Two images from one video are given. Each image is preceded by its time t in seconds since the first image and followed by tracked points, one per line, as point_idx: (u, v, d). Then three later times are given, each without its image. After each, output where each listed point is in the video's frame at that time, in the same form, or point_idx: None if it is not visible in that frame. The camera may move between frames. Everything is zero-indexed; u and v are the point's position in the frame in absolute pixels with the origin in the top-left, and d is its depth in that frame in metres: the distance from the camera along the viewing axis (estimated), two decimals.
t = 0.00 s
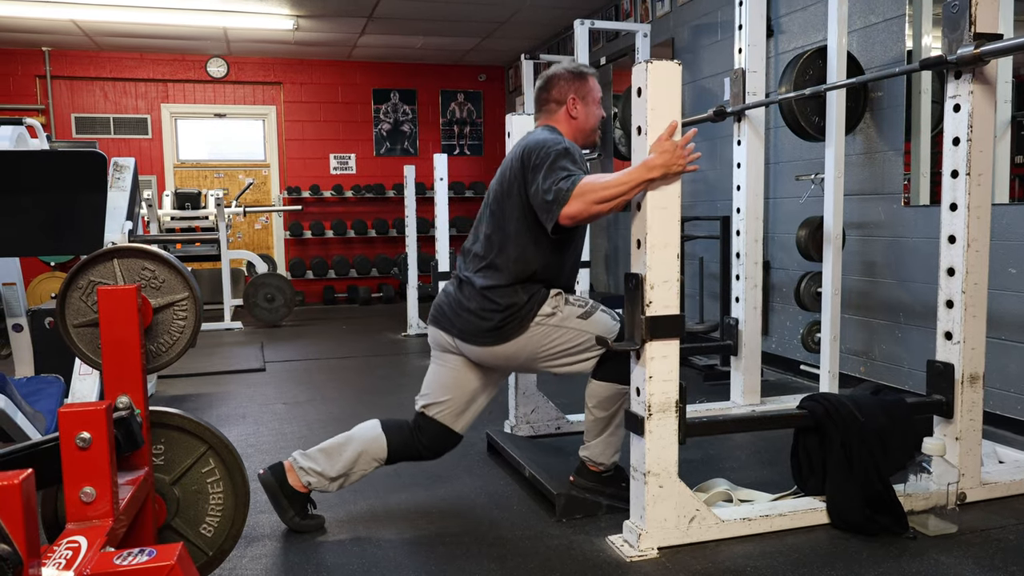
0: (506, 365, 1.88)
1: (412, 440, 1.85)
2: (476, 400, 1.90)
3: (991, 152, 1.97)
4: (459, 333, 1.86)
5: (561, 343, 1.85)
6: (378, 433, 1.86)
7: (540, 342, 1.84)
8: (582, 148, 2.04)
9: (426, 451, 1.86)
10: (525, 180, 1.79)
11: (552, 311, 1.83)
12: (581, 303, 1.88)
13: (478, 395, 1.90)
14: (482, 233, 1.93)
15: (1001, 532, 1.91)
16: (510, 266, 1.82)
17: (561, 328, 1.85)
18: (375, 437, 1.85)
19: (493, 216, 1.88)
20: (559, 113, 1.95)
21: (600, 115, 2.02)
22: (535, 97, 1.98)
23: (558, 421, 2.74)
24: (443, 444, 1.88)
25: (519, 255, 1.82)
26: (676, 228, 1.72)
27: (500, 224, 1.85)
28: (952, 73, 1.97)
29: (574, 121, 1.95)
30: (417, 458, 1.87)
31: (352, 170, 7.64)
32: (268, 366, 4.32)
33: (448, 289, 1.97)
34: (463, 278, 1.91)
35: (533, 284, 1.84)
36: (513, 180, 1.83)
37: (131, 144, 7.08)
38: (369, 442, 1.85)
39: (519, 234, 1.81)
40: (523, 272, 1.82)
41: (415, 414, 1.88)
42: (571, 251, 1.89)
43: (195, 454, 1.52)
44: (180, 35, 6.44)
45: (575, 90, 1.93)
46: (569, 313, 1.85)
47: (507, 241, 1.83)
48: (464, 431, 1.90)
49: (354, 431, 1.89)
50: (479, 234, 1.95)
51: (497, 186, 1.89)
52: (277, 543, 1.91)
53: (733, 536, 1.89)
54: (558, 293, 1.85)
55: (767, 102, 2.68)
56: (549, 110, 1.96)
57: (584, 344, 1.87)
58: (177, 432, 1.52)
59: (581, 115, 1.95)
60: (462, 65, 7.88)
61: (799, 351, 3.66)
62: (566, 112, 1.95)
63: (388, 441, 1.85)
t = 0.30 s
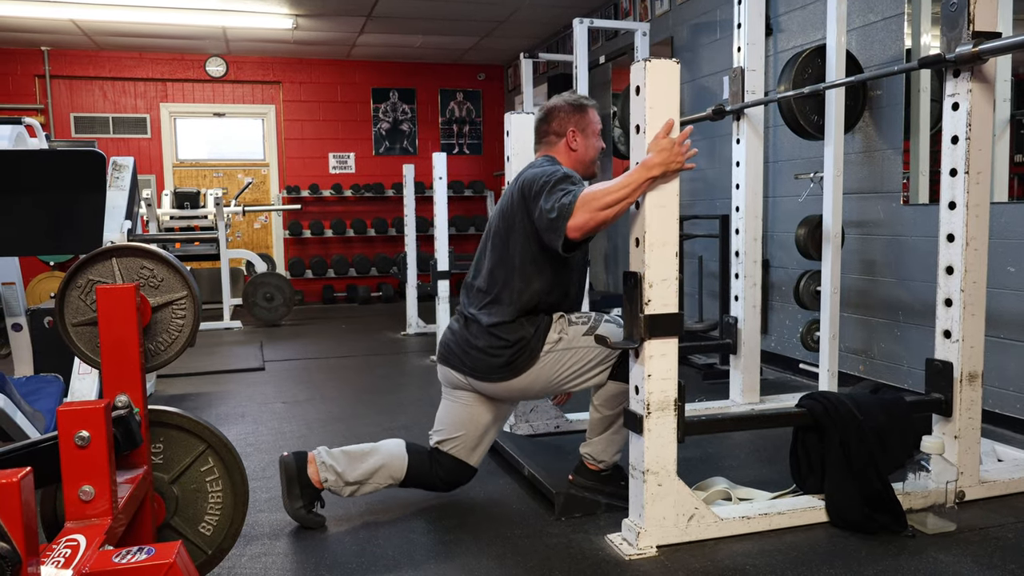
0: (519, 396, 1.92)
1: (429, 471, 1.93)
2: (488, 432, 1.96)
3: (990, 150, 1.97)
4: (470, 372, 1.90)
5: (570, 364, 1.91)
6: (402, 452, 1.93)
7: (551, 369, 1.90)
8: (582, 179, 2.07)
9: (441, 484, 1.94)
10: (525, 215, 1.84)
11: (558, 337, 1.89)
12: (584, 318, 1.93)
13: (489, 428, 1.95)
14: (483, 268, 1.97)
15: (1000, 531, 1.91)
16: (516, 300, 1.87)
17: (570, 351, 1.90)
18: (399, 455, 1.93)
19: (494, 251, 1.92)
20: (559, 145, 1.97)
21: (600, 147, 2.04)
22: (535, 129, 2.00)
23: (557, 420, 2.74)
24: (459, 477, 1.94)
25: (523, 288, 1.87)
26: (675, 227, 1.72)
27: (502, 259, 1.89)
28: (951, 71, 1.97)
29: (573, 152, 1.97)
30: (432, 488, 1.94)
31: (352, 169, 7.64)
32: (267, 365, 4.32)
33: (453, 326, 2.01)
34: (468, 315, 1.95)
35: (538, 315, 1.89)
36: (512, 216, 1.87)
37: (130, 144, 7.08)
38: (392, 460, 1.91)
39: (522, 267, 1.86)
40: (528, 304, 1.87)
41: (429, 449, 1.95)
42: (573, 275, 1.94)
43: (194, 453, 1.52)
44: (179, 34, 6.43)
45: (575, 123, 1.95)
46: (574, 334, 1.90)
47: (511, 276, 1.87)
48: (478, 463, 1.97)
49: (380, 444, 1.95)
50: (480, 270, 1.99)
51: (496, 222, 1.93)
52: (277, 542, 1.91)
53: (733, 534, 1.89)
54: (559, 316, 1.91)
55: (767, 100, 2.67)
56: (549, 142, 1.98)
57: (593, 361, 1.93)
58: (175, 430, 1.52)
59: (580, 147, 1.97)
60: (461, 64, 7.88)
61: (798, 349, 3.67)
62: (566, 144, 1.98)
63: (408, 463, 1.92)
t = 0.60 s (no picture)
0: (518, 389, 1.89)
1: (426, 465, 1.87)
2: (488, 425, 1.90)
3: (989, 150, 1.98)
4: (469, 363, 1.86)
5: (571, 359, 1.89)
6: (397, 448, 1.89)
7: (552, 362, 1.87)
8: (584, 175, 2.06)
9: (437, 476, 1.88)
10: (527, 208, 1.81)
11: (560, 331, 1.86)
12: (586, 315, 1.90)
13: (489, 420, 1.89)
14: (484, 261, 1.94)
15: (1000, 530, 1.91)
16: (518, 293, 1.83)
17: (571, 346, 1.88)
18: (394, 452, 1.89)
19: (495, 245, 1.90)
20: (560, 140, 1.97)
21: (601, 142, 2.03)
22: (535, 125, 2.00)
23: (557, 420, 2.74)
24: (455, 469, 1.88)
25: (525, 280, 1.83)
26: (675, 227, 1.72)
27: (502, 252, 1.87)
28: (949, 71, 1.97)
29: (574, 147, 1.97)
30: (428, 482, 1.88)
31: (351, 170, 7.65)
32: (267, 365, 4.31)
33: (453, 320, 1.97)
34: (469, 308, 1.92)
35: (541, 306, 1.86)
36: (513, 209, 1.85)
37: (129, 144, 7.08)
38: (387, 457, 1.88)
39: (524, 259, 1.83)
40: (530, 296, 1.83)
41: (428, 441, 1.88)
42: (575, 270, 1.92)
43: (193, 453, 1.52)
44: (178, 34, 6.43)
45: (575, 117, 1.95)
46: (576, 330, 1.88)
47: (512, 268, 1.84)
48: (477, 457, 1.90)
49: (373, 442, 1.91)
50: (481, 263, 1.95)
51: (497, 216, 1.91)
52: (277, 543, 1.91)
53: (733, 534, 1.89)
54: (562, 311, 1.88)
55: (766, 99, 2.68)
56: (549, 137, 1.98)
57: (591, 360, 1.91)
58: (175, 431, 1.52)
59: (581, 141, 1.97)
60: (461, 65, 7.88)
61: (798, 349, 3.67)
62: (566, 139, 1.97)
63: (405, 459, 1.87)
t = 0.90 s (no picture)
0: (501, 331, 1.85)
1: (402, 405, 1.85)
2: (470, 361, 1.90)
3: (990, 152, 1.98)
4: (455, 292, 1.85)
5: (558, 317, 1.83)
6: (367, 411, 1.84)
7: (536, 311, 1.81)
8: (578, 110, 2.03)
9: (415, 413, 1.86)
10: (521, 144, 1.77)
11: (550, 283, 1.81)
12: (580, 285, 1.87)
13: (472, 357, 1.90)
14: (480, 194, 1.90)
15: (1001, 532, 1.91)
16: (509, 229, 1.80)
17: (558, 303, 1.82)
18: (365, 415, 1.84)
19: (489, 180, 1.86)
20: (554, 74, 1.93)
21: (595, 76, 2.00)
22: (529, 61, 1.96)
23: (557, 423, 2.74)
24: (434, 406, 1.87)
25: (517, 216, 1.80)
26: (675, 227, 1.72)
27: (496, 188, 1.84)
28: (949, 72, 1.97)
29: (569, 81, 1.94)
30: (410, 421, 1.86)
31: (352, 173, 7.65)
32: (267, 368, 4.31)
33: (446, 250, 1.95)
34: (461, 239, 1.90)
35: (533, 248, 1.81)
36: (507, 143, 1.81)
37: (130, 147, 7.08)
38: (361, 423, 1.84)
39: (516, 197, 1.80)
40: (521, 235, 1.79)
41: (408, 373, 1.87)
42: (570, 216, 1.87)
43: (194, 457, 1.52)
44: (179, 38, 6.44)
45: (568, 51, 1.91)
46: (567, 290, 1.83)
47: (505, 204, 1.81)
48: (456, 392, 1.90)
49: (343, 416, 1.87)
50: (478, 196, 1.92)
51: (494, 149, 1.87)
52: (277, 545, 1.91)
53: (733, 537, 1.89)
54: (557, 268, 1.82)
55: (766, 102, 2.68)
56: (543, 72, 1.94)
57: (577, 322, 1.85)
58: (175, 434, 1.52)
59: (575, 75, 1.94)
60: (461, 68, 7.89)
61: (799, 351, 3.67)
62: (561, 73, 1.94)
63: (378, 417, 1.84)
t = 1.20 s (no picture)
0: (497, 328, 1.85)
1: (399, 400, 1.85)
2: (467, 357, 1.90)
3: (990, 151, 1.98)
4: (452, 288, 1.85)
5: (555, 314, 1.82)
6: (364, 410, 1.85)
7: (532, 307, 1.81)
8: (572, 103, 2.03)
9: (412, 409, 1.86)
10: (518, 141, 1.77)
11: (547, 279, 1.81)
12: (576, 283, 1.86)
13: (469, 352, 1.90)
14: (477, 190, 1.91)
15: (1002, 532, 1.91)
16: (507, 226, 1.80)
17: (554, 300, 1.82)
18: (363, 415, 1.84)
19: (486, 176, 1.87)
20: (547, 66, 1.93)
21: (589, 68, 2.00)
22: (522, 54, 1.95)
23: (558, 423, 2.74)
24: (431, 401, 1.87)
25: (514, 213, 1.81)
26: (676, 227, 1.72)
27: (493, 185, 1.84)
28: (949, 72, 1.98)
29: (562, 74, 1.93)
30: (406, 417, 1.87)
31: (352, 173, 7.66)
32: (268, 369, 4.32)
33: (443, 246, 1.95)
34: (458, 235, 1.90)
35: (531, 246, 1.81)
36: (504, 140, 1.81)
37: (131, 148, 7.09)
38: (359, 422, 1.84)
39: (513, 194, 1.80)
40: (518, 232, 1.80)
41: (404, 368, 1.88)
42: (567, 214, 1.87)
43: (196, 457, 1.52)
44: (179, 38, 6.44)
45: (561, 43, 1.90)
46: (563, 287, 1.83)
47: (503, 200, 1.82)
48: (453, 388, 1.91)
49: (341, 416, 1.87)
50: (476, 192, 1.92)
51: (490, 145, 1.87)
52: (278, 546, 1.91)
53: (734, 537, 1.89)
54: (554, 266, 1.82)
55: (766, 102, 2.68)
56: (537, 64, 1.94)
57: (573, 319, 1.85)
58: (177, 435, 1.52)
59: (569, 68, 1.93)
60: (461, 68, 7.89)
61: (799, 351, 3.67)
62: (554, 66, 1.93)
63: (377, 417, 1.84)
